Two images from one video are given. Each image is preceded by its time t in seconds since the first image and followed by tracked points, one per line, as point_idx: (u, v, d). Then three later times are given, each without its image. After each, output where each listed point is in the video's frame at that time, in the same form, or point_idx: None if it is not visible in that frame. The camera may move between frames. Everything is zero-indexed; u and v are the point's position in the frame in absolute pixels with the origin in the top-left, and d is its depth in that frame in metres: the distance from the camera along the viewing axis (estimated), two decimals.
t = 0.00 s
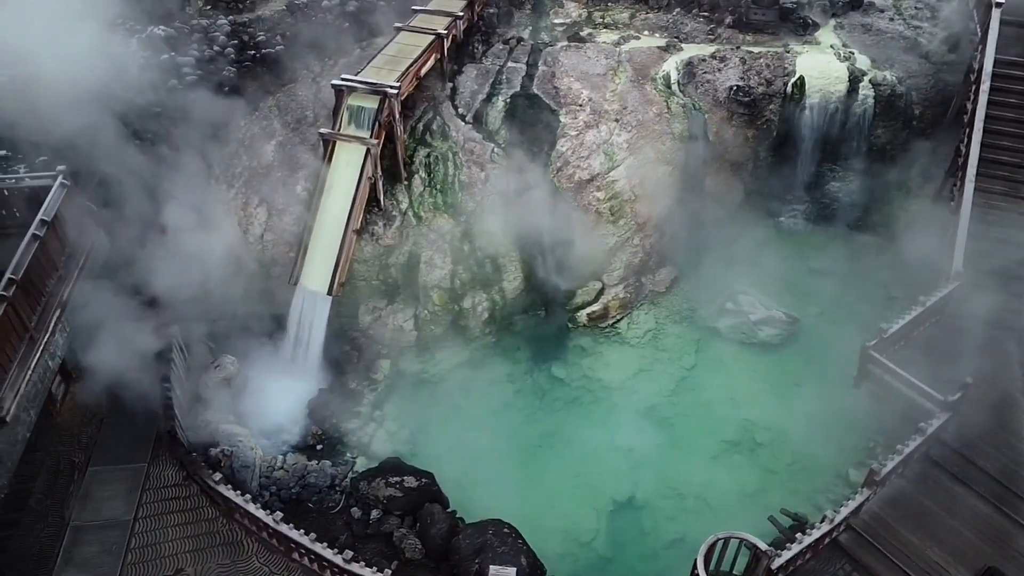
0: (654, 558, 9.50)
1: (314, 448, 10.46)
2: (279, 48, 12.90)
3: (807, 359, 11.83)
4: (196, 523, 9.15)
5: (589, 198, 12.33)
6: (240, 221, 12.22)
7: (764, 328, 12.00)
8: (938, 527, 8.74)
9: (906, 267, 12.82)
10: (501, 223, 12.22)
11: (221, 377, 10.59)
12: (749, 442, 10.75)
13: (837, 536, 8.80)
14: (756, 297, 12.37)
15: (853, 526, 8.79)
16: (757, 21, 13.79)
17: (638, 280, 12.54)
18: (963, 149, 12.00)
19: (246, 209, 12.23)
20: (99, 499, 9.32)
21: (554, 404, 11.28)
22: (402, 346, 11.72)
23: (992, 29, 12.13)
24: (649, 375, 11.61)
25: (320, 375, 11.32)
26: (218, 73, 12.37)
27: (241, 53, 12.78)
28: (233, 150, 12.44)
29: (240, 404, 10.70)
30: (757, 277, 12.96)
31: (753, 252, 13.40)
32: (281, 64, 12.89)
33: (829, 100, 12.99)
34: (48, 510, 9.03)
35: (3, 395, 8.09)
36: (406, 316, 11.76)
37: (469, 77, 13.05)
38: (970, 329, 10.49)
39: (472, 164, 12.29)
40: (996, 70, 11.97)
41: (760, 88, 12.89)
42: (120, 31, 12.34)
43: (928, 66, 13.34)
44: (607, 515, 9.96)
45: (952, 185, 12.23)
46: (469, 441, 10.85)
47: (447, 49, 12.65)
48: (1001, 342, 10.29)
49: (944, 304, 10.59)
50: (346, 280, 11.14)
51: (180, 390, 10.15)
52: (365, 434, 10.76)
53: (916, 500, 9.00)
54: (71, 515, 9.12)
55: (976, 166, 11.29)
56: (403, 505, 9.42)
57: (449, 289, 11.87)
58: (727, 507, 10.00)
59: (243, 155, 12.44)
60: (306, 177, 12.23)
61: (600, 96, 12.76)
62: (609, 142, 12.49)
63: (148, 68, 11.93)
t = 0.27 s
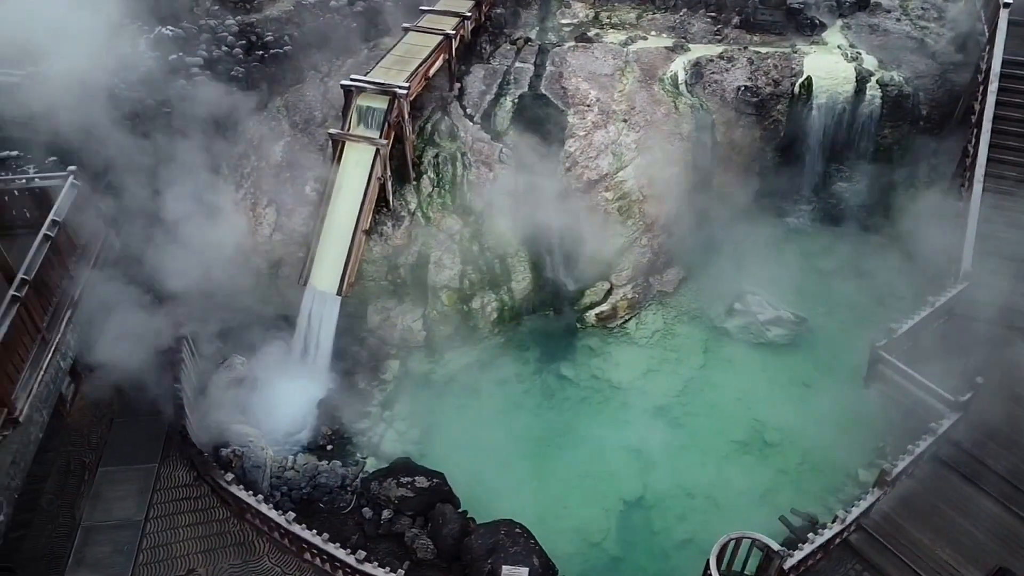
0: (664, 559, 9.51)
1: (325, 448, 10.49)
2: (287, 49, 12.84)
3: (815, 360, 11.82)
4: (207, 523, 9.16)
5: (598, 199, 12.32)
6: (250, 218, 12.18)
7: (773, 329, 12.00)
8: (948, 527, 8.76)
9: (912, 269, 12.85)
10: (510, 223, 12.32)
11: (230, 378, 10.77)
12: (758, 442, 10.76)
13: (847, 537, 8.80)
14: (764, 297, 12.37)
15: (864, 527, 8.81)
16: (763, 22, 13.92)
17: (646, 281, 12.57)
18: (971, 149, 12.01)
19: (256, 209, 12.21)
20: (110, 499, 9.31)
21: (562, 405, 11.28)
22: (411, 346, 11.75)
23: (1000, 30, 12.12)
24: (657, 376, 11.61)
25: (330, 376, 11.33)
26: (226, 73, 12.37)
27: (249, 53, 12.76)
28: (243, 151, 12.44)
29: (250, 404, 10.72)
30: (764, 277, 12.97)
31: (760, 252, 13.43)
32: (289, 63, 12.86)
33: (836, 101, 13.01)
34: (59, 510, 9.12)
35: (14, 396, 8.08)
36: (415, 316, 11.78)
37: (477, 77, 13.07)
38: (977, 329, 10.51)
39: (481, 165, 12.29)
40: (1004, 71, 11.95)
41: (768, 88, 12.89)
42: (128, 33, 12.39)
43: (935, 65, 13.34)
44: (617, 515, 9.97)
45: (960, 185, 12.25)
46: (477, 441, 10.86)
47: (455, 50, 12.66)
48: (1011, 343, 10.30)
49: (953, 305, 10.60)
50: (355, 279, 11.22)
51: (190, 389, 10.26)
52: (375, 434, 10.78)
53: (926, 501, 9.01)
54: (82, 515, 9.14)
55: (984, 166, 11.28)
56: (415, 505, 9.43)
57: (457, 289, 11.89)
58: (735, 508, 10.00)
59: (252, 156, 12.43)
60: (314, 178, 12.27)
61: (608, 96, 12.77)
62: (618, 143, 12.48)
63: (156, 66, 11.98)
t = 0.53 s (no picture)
0: (673, 561, 9.56)
1: (335, 452, 10.55)
2: (294, 54, 12.86)
3: (821, 363, 11.87)
4: (219, 527, 9.14)
5: (606, 203, 12.40)
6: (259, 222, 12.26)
7: (779, 332, 12.04)
8: (956, 530, 8.78)
9: (916, 273, 12.91)
10: (519, 225, 12.33)
11: (239, 381, 10.98)
12: (766, 445, 10.81)
13: (856, 540, 8.82)
14: (771, 300, 12.41)
15: (872, 530, 8.85)
16: (769, 26, 13.91)
17: (654, 284, 12.64)
18: (976, 153, 12.08)
19: (265, 212, 12.28)
20: (122, 503, 9.27)
21: (570, 408, 11.34)
22: (420, 349, 11.82)
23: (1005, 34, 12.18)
24: (664, 379, 11.66)
25: (339, 379, 11.39)
26: (236, 78, 12.27)
27: (257, 57, 12.67)
28: (251, 155, 12.52)
29: (260, 406, 10.81)
30: (770, 280, 13.04)
31: (766, 255, 13.51)
32: (299, 68, 12.99)
33: (841, 104, 13.04)
34: (72, 514, 9.09)
35: (28, 400, 8.15)
36: (424, 320, 11.79)
37: (484, 81, 13.16)
38: (983, 333, 10.57)
39: (489, 169, 12.32)
40: (1009, 75, 12.00)
41: (774, 92, 12.95)
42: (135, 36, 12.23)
43: (941, 69, 13.37)
44: (625, 518, 10.02)
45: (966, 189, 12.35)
46: (486, 444, 10.91)
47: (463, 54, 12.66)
48: (1017, 346, 10.34)
49: (958, 309, 10.68)
50: (364, 285, 11.15)
51: (202, 392, 10.36)
52: (385, 437, 10.86)
53: (934, 504, 9.03)
54: (95, 518, 9.11)
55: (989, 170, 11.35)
56: (426, 509, 9.50)
57: (466, 293, 11.86)
58: (743, 511, 10.05)
59: (261, 160, 12.53)
60: (324, 183, 12.43)
61: (615, 100, 12.83)
62: (624, 147, 12.55)
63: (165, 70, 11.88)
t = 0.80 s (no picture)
0: (680, 565, 9.63)
1: (344, 456, 10.64)
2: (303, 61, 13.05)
3: (826, 369, 11.95)
4: (231, 533, 9.18)
5: (613, 208, 12.53)
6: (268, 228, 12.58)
7: (784, 337, 12.12)
8: (961, 535, 8.81)
9: (919, 279, 13.00)
10: (527, 231, 12.45)
11: (248, 387, 11.05)
12: (771, 450, 10.89)
13: (862, 545, 8.86)
14: (776, 305, 12.49)
15: (878, 535, 8.88)
16: (773, 33, 14.04)
17: (659, 289, 12.77)
18: (980, 160, 12.14)
19: (274, 218, 12.62)
20: (134, 508, 9.36)
21: (577, 413, 11.42)
22: (428, 354, 11.95)
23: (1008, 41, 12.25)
24: (670, 384, 11.74)
25: (348, 384, 11.48)
26: (247, 85, 12.42)
27: (265, 63, 12.74)
28: (260, 160, 12.65)
29: (269, 411, 10.85)
30: (775, 285, 13.14)
31: (770, 260, 13.62)
32: (307, 74, 13.18)
33: (846, 110, 13.11)
34: (84, 518, 9.05)
35: (44, 408, 8.23)
36: (432, 325, 11.94)
37: (491, 87, 13.25)
38: (988, 338, 10.63)
39: (496, 175, 12.41)
40: (1013, 82, 12.07)
41: (779, 99, 13.05)
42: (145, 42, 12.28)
43: (945, 76, 13.44)
44: (632, 522, 10.09)
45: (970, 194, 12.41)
46: (494, 449, 10.98)
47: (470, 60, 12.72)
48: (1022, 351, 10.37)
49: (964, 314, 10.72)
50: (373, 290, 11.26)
51: (212, 398, 10.43)
52: (394, 442, 10.95)
53: (940, 509, 9.06)
54: (108, 523, 9.17)
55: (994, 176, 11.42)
56: (434, 515, 9.62)
57: (474, 298, 12.02)
58: (749, 515, 10.11)
59: (270, 165, 12.73)
60: (332, 189, 12.84)
61: (621, 106, 12.91)
62: (631, 153, 12.63)
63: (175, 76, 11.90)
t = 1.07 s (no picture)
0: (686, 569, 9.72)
1: (353, 462, 10.77)
2: (309, 67, 13.03)
3: (830, 373, 12.04)
4: (243, 538, 9.32)
5: (618, 214, 12.63)
6: (276, 232, 12.51)
7: (789, 342, 12.21)
8: (965, 540, 8.88)
9: (922, 285, 13.10)
10: (533, 238, 12.60)
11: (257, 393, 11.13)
12: (777, 454, 10.97)
13: (866, 550, 8.95)
14: (781, 311, 12.58)
15: (883, 540, 8.97)
16: (779, 39, 14.02)
17: (664, 295, 12.84)
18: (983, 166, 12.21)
19: (282, 222, 12.54)
20: (146, 513, 9.40)
21: (584, 418, 11.51)
22: (435, 359, 12.01)
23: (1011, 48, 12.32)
24: (676, 389, 11.83)
25: (356, 390, 11.57)
26: (255, 92, 12.45)
27: (273, 70, 12.83)
28: (267, 167, 12.67)
29: (279, 418, 10.88)
30: (780, 291, 13.23)
31: (774, 266, 13.71)
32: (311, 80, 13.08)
33: (850, 117, 13.16)
34: (97, 524, 8.98)
35: (59, 416, 8.33)
36: (439, 331, 11.99)
37: (497, 93, 13.34)
38: (993, 344, 10.68)
39: (502, 181, 12.52)
40: (1016, 89, 12.15)
41: (784, 105, 13.18)
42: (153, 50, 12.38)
43: (948, 82, 13.52)
44: (639, 527, 10.17)
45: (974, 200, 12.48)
46: (501, 454, 11.06)
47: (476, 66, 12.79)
48: None
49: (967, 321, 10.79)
50: (381, 297, 11.28)
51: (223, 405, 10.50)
52: (403, 448, 11.03)
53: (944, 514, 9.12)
54: (119, 528, 9.20)
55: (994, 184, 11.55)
56: (444, 520, 9.69)
57: (481, 304, 12.10)
58: (755, 519, 10.20)
59: (278, 172, 12.72)
60: (341, 196, 12.73)
61: (626, 113, 13.00)
62: (637, 160, 12.74)
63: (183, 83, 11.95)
